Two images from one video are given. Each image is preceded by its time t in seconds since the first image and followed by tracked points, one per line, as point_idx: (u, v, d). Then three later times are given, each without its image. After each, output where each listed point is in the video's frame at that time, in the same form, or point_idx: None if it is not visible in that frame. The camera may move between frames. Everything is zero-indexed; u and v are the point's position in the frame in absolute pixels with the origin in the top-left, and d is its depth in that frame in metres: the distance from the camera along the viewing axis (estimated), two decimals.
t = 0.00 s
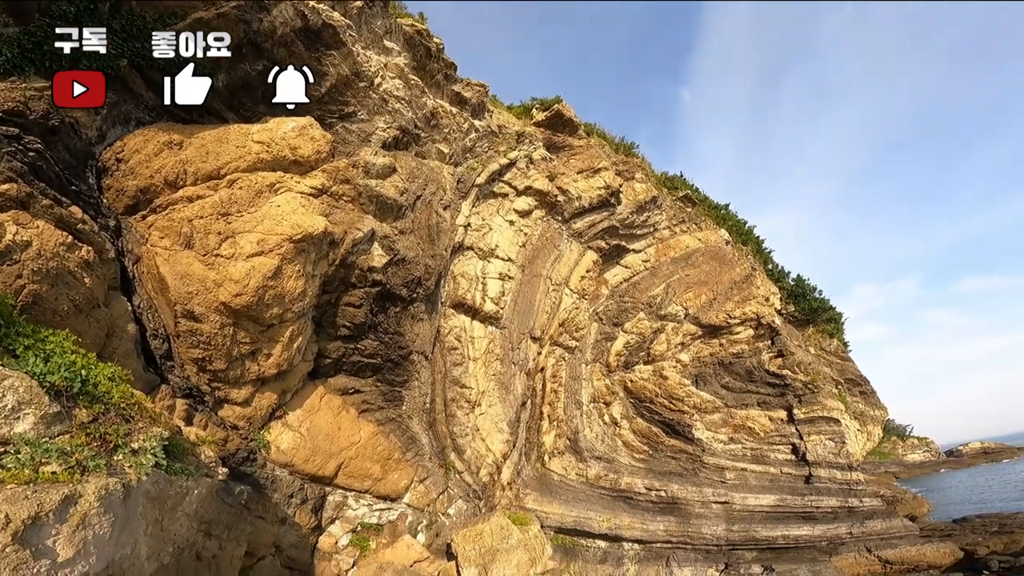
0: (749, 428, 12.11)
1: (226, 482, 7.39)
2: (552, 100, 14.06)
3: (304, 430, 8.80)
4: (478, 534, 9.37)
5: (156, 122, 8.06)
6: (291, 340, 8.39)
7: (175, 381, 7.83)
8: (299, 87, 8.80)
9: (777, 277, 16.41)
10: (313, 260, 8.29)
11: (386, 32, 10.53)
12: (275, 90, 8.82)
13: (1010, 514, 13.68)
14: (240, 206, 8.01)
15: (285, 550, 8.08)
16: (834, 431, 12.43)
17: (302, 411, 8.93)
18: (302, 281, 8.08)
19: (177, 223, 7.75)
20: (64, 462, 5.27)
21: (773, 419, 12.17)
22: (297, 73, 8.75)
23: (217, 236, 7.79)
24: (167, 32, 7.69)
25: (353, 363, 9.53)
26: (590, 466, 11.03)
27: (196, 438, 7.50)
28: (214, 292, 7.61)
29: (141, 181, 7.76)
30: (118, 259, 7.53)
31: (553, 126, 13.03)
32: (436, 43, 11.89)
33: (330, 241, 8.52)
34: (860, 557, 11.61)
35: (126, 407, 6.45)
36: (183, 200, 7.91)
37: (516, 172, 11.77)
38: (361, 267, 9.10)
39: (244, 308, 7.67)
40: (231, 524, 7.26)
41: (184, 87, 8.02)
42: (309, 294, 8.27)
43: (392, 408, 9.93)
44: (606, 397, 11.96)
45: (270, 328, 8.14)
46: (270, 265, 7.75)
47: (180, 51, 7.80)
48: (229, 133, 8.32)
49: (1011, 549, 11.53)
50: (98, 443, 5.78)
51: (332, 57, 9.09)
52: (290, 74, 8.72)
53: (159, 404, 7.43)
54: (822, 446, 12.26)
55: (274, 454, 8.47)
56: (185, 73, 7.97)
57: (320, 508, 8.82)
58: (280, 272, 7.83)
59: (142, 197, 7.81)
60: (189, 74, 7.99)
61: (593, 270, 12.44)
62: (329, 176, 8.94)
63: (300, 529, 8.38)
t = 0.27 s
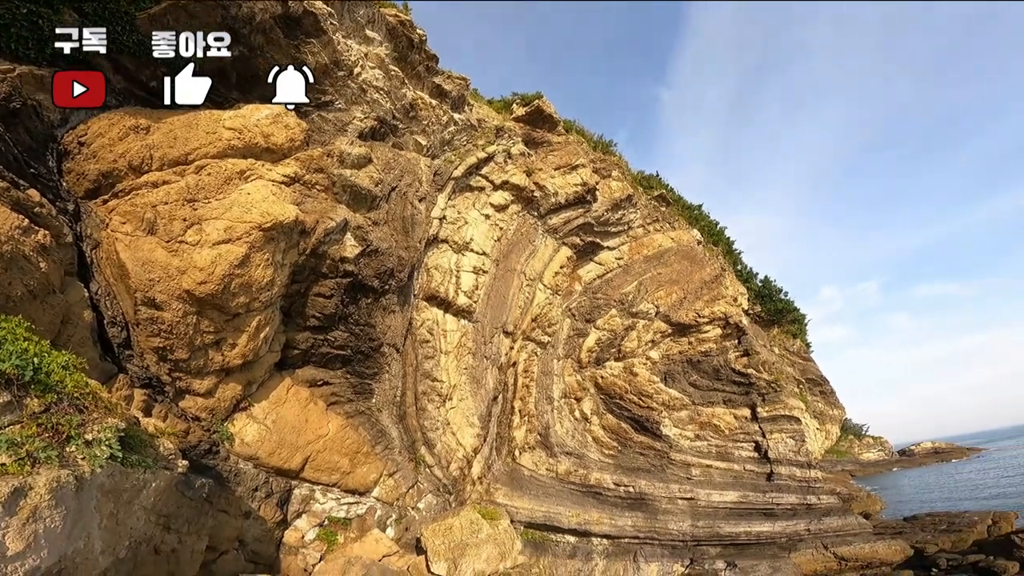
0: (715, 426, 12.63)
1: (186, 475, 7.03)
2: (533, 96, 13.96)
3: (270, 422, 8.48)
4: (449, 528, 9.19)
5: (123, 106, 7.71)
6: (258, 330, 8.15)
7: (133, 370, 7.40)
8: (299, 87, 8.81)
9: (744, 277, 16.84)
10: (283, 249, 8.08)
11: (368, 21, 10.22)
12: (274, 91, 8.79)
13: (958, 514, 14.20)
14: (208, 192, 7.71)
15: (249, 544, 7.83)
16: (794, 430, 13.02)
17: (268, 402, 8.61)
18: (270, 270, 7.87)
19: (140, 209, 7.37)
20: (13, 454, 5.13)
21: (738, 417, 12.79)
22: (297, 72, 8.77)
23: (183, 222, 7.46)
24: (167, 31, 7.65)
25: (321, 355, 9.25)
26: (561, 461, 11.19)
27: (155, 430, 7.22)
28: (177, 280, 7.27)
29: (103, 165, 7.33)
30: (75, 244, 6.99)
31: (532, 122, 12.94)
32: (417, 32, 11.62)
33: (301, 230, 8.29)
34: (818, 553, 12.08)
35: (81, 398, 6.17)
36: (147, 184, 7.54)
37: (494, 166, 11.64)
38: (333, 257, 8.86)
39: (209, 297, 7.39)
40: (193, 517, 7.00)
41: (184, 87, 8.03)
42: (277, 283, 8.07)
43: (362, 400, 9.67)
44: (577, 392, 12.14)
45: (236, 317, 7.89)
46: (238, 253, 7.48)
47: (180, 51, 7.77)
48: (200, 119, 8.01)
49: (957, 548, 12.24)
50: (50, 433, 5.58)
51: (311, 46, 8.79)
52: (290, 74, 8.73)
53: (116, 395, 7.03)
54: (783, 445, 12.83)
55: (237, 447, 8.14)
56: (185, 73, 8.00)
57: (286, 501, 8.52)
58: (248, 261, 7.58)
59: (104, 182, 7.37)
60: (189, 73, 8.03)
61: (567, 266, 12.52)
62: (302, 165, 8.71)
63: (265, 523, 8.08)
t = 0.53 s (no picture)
0: (684, 423, 12.91)
1: (147, 467, 6.80)
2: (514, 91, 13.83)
3: (237, 415, 8.23)
4: (420, 523, 9.10)
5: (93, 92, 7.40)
6: (225, 320, 7.85)
7: (94, 362, 7.00)
8: (299, 86, 8.75)
9: (716, 276, 17.21)
10: (254, 239, 7.80)
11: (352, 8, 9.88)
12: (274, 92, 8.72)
13: (913, 513, 15.17)
14: (177, 179, 7.39)
15: (215, 539, 7.60)
16: (760, 428, 13.23)
17: (236, 395, 8.36)
18: (239, 259, 7.57)
19: (104, 194, 7.00)
20: None
21: (706, 415, 13.03)
22: (297, 72, 8.77)
23: (149, 210, 7.14)
24: (168, 32, 7.67)
25: (292, 347, 9.01)
26: (533, 456, 11.30)
27: (115, 422, 6.88)
28: (140, 268, 6.94)
29: (67, 150, 7.00)
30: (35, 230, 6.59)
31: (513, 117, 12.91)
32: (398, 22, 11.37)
33: (273, 220, 8.03)
34: (781, 549, 12.52)
35: (36, 387, 5.80)
36: (113, 170, 7.19)
37: (473, 161, 11.52)
38: (306, 248, 8.61)
39: (174, 285, 7.08)
40: (154, 512, 6.74)
41: (183, 87, 7.87)
42: (246, 273, 7.77)
43: (333, 394, 9.45)
44: (550, 388, 12.23)
45: (202, 307, 7.57)
46: (206, 242, 7.19)
47: (180, 51, 7.79)
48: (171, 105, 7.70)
49: (911, 546, 13.13)
50: (3, 425, 5.23)
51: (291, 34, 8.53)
52: (290, 73, 8.72)
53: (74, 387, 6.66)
54: (750, 442, 13.06)
55: (202, 440, 7.86)
56: (185, 74, 7.93)
57: (254, 496, 8.30)
58: (217, 250, 7.29)
59: (67, 167, 7.03)
60: (190, 74, 7.96)
61: (543, 262, 12.57)
62: (276, 154, 8.40)
63: (231, 518, 7.86)
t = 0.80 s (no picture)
0: (651, 419, 13.30)
1: (97, 458, 6.30)
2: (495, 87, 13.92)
3: (196, 407, 7.83)
4: (387, 518, 8.85)
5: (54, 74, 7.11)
6: (186, 309, 7.39)
7: (44, 349, 6.60)
8: (299, 86, 8.80)
9: (685, 275, 17.58)
10: (218, 226, 7.32)
11: None
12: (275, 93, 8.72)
13: (864, 511, 15.94)
14: (139, 163, 6.95)
15: (171, 533, 7.11)
16: (723, 425, 13.82)
17: (196, 385, 7.95)
18: (202, 246, 7.11)
19: (61, 176, 6.60)
20: None
21: (673, 412, 13.53)
22: (297, 73, 8.81)
23: (106, 193, 6.69)
24: (168, 32, 7.58)
25: (256, 337, 8.59)
26: (502, 451, 11.39)
27: (65, 413, 6.48)
28: (95, 253, 6.49)
29: (22, 132, 6.65)
30: None
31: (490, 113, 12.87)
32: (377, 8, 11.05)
33: (240, 207, 7.55)
34: (742, 545, 12.87)
35: None
36: (71, 153, 6.79)
37: (448, 153, 11.38)
38: (273, 236, 8.18)
39: (131, 272, 6.61)
40: (106, 505, 6.18)
41: (183, 87, 7.59)
42: (209, 260, 7.31)
43: (298, 385, 9.05)
44: (520, 382, 12.38)
45: (161, 295, 7.11)
46: (166, 228, 6.72)
47: (180, 52, 7.67)
48: (135, 87, 7.33)
49: (863, 542, 13.54)
50: None
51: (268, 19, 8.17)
52: (290, 74, 8.75)
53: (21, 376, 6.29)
54: (713, 438, 13.61)
55: (158, 432, 7.45)
56: (184, 74, 7.68)
57: (214, 490, 7.88)
58: (178, 236, 6.83)
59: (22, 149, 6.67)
60: (189, 74, 7.71)
61: (515, 257, 12.53)
62: (244, 139, 7.92)
63: (190, 512, 7.41)
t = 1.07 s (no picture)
0: (618, 415, 13.65)
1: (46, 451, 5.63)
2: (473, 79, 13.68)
3: (151, 398, 7.17)
4: (352, 512, 8.18)
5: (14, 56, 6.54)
6: (142, 296, 6.74)
7: None
8: (299, 86, 8.70)
9: (653, 273, 17.73)
10: (180, 212, 6.73)
11: None
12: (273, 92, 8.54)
13: (815, 507, 16.64)
14: (98, 146, 6.39)
15: (125, 529, 6.47)
16: (686, 422, 14.20)
17: (151, 375, 7.27)
18: (161, 232, 6.52)
19: (14, 158, 5.96)
20: None
21: (639, 408, 13.86)
22: (297, 73, 8.69)
23: (62, 176, 6.08)
24: (167, 31, 7.26)
25: (216, 326, 7.93)
26: (469, 446, 11.40)
27: (9, 403, 5.79)
28: (48, 237, 5.84)
29: None
30: None
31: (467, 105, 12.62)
32: None
33: (204, 192, 6.97)
34: (704, 540, 13.29)
35: None
36: (26, 136, 6.17)
37: (423, 145, 11.16)
38: (238, 223, 7.55)
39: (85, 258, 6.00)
40: (53, 499, 5.49)
41: (184, 88, 7.19)
42: (169, 245, 6.72)
43: (262, 376, 8.46)
44: (489, 376, 12.38)
45: (116, 279, 6.44)
46: (124, 213, 6.15)
47: (180, 51, 7.34)
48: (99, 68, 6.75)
49: (816, 538, 14.37)
50: None
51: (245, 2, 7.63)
52: (290, 74, 8.61)
53: None
54: (678, 434, 14.00)
55: (110, 424, 6.77)
56: (184, 73, 7.22)
57: (169, 484, 7.33)
58: (136, 221, 6.25)
59: None
60: (189, 73, 7.27)
61: (487, 250, 12.47)
62: (213, 126, 7.39)
63: (144, 507, 6.84)
